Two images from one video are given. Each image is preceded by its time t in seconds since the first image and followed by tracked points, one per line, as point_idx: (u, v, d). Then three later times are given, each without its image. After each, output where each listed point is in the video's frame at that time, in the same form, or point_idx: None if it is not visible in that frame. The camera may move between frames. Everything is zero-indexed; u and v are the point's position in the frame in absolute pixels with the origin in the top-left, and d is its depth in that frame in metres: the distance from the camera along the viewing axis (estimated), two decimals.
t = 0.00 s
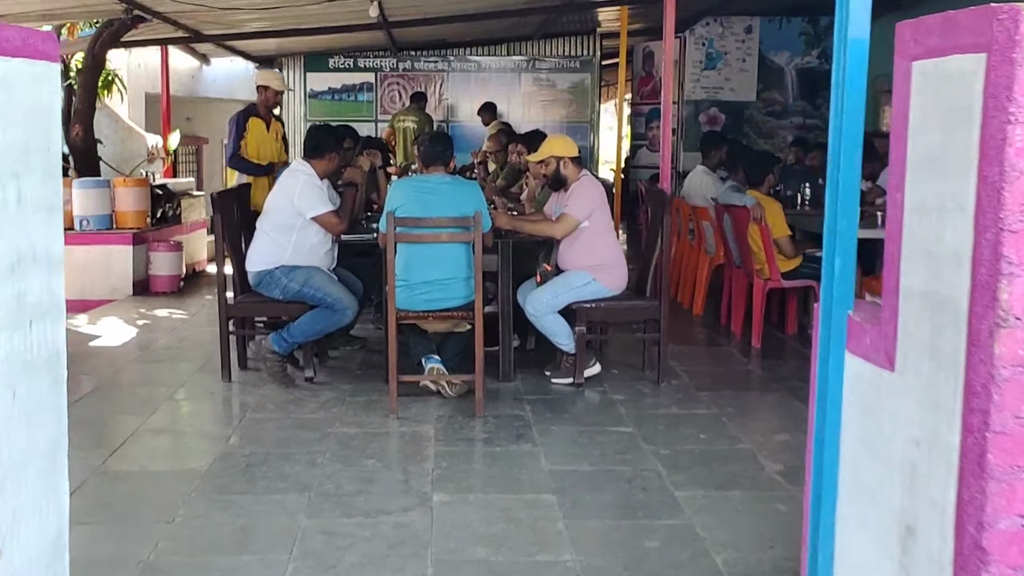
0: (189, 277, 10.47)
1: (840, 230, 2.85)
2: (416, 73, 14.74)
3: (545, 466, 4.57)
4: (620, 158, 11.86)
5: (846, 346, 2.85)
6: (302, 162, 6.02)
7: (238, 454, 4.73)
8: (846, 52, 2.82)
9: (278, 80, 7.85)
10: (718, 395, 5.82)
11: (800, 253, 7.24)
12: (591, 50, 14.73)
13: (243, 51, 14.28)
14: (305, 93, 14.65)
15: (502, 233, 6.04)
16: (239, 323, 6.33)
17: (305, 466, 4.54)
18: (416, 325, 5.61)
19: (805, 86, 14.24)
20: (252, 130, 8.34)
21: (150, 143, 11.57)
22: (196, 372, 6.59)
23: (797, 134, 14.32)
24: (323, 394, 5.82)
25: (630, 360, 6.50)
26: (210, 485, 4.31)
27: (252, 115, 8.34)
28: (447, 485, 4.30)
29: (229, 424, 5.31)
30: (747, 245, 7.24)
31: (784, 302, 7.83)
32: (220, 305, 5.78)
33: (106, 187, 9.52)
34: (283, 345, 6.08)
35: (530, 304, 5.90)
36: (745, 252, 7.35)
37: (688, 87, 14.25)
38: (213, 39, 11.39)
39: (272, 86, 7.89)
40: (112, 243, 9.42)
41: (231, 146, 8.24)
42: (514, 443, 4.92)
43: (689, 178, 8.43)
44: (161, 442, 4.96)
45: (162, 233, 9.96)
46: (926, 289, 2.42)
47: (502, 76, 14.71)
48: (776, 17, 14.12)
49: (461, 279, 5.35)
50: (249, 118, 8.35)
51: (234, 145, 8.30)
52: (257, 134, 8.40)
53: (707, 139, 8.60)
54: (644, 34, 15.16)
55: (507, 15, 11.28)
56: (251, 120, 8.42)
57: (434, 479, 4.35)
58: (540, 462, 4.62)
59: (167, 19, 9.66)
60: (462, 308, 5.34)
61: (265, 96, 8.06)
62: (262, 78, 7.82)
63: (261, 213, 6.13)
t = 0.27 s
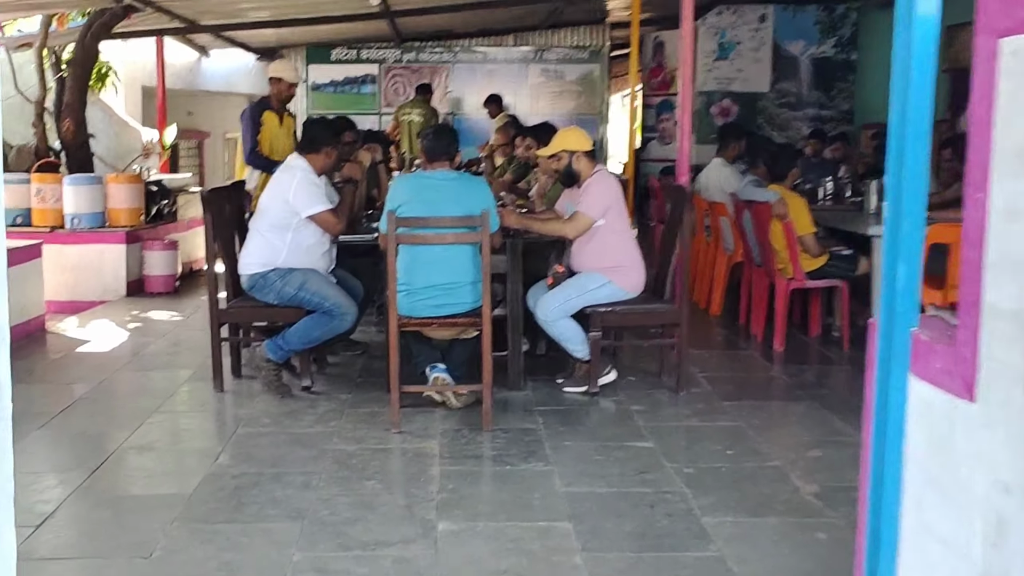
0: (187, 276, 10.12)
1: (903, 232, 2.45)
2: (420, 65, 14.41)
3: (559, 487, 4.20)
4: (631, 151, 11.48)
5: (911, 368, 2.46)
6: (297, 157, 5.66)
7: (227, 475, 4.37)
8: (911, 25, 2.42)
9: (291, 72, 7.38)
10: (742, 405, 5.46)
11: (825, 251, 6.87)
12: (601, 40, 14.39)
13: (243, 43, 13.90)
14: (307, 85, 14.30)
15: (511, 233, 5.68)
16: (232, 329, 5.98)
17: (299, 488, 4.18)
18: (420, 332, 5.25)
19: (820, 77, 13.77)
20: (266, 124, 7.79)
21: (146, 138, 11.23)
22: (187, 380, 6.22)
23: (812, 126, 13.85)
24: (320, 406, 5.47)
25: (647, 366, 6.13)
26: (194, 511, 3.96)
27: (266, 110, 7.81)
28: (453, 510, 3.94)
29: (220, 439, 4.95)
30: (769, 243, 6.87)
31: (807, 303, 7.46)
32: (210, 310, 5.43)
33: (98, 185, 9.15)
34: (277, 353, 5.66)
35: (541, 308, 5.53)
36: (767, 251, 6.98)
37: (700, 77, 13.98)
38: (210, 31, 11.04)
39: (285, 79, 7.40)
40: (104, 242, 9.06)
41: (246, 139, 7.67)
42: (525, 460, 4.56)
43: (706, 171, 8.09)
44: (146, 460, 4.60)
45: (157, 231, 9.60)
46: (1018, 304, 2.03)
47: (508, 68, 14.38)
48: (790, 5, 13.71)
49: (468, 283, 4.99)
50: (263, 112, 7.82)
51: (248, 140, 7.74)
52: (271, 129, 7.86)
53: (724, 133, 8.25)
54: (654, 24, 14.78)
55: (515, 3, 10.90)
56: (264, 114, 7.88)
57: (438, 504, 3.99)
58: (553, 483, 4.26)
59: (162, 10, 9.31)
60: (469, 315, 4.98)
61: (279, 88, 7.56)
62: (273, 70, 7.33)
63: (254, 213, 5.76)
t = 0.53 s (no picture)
0: (192, 285, 9.83)
1: (1003, 274, 2.10)
2: (433, 68, 14.11)
3: (585, 532, 3.87)
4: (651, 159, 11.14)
5: (1010, 432, 2.12)
6: (306, 167, 5.32)
7: (226, 512, 4.06)
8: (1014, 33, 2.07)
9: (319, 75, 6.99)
10: (777, 436, 5.13)
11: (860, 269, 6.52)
12: (619, 44, 14.04)
13: (252, 44, 13.59)
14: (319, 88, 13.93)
15: (532, 248, 5.35)
16: (236, 347, 5.66)
17: (303, 531, 3.86)
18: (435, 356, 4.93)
19: (842, 83, 13.46)
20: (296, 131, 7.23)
21: (151, 141, 10.94)
22: (188, 400, 5.90)
23: (834, 133, 13.55)
24: (328, 432, 5.15)
25: (673, 390, 5.80)
26: (188, 556, 3.64)
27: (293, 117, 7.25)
28: (470, 559, 3.61)
29: (220, 470, 4.62)
30: (801, 259, 6.52)
31: (840, 322, 7.12)
32: (212, 331, 5.11)
33: (100, 190, 8.85)
34: (283, 375, 5.30)
35: (563, 330, 5.19)
36: (798, 267, 6.64)
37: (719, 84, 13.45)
38: (218, 31, 10.73)
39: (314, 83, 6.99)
40: (106, 250, 8.75)
41: (278, 144, 7.05)
42: (547, 499, 4.23)
43: (733, 181, 7.75)
44: (141, 494, 4.28)
45: (162, 239, 9.29)
46: None
47: (523, 71, 14.07)
48: (812, 9, 13.33)
49: (488, 306, 4.65)
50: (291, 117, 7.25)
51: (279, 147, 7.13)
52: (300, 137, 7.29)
53: (752, 141, 7.91)
54: (672, 27, 14.41)
55: (532, 4, 10.56)
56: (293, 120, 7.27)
57: (454, 552, 3.67)
58: (579, 526, 3.93)
59: (167, 10, 8.99)
60: (488, 339, 4.65)
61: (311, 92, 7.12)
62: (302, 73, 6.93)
63: (259, 227, 5.43)
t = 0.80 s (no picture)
0: (185, 291, 9.48)
1: None
2: (434, 67, 13.80)
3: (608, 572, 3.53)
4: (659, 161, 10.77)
5: None
6: (304, 170, 4.98)
7: (216, 548, 3.71)
8: None
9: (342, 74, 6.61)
10: (808, 460, 4.78)
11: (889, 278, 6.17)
12: (624, 43, 13.68)
13: (248, 42, 13.23)
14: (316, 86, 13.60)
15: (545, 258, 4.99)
16: (228, 362, 5.31)
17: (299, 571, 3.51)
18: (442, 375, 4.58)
19: (852, 84, 13.15)
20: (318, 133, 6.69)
21: (143, 142, 10.61)
22: (179, 418, 5.53)
23: (844, 135, 13.21)
24: (326, 455, 4.80)
25: (694, 408, 5.46)
26: None
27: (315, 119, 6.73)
28: None
29: (208, 500, 4.26)
30: (826, 268, 6.17)
31: (865, 335, 6.76)
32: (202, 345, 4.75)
33: (89, 194, 8.48)
34: (279, 395, 4.97)
35: (578, 346, 4.85)
36: (823, 276, 6.29)
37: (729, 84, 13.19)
38: (213, 29, 10.40)
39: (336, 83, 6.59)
40: (96, 255, 8.38)
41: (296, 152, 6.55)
42: (566, 533, 3.88)
43: (750, 185, 7.41)
44: (122, 528, 3.91)
45: (153, 244, 8.94)
46: None
47: (526, 71, 13.76)
48: (822, 8, 13.00)
49: (500, 321, 4.31)
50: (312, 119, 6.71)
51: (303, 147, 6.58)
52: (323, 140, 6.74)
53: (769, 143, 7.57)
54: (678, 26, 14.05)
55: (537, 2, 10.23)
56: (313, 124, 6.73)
57: None
58: (601, 566, 3.58)
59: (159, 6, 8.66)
60: (500, 357, 4.31)
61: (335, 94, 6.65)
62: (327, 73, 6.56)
63: (253, 234, 5.08)
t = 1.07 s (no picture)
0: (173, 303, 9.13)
1: None
2: (431, 69, 13.51)
3: None
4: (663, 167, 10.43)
5: None
6: (293, 180, 4.66)
7: None
8: None
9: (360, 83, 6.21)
10: (833, 491, 4.45)
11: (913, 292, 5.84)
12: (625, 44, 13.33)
13: (239, 44, 12.90)
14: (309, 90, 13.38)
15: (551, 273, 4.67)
16: (212, 386, 4.97)
17: None
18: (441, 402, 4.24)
19: (857, 84, 12.77)
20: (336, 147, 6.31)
21: (129, 147, 10.27)
22: (160, 445, 5.18)
23: (850, 138, 12.83)
24: (317, 488, 4.46)
25: (709, 433, 5.13)
26: None
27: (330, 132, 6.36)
28: None
29: (187, 540, 3.92)
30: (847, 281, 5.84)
31: (886, 351, 6.42)
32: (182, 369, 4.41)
33: (71, 202, 8.13)
34: (265, 422, 4.62)
35: (588, 368, 4.51)
36: (844, 289, 5.96)
37: (730, 84, 13.09)
38: (202, 30, 10.06)
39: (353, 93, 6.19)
40: (78, 266, 8.03)
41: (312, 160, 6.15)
42: None
43: (761, 193, 7.09)
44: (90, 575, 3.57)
45: (139, 254, 8.59)
46: None
47: (524, 73, 13.41)
48: (828, 8, 12.64)
49: (504, 345, 3.96)
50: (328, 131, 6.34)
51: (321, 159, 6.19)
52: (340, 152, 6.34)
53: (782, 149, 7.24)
54: (681, 27, 13.73)
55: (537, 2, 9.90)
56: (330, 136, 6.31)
57: None
58: None
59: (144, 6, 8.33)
60: (504, 384, 3.97)
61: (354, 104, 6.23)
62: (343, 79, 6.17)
63: (238, 248, 4.73)
